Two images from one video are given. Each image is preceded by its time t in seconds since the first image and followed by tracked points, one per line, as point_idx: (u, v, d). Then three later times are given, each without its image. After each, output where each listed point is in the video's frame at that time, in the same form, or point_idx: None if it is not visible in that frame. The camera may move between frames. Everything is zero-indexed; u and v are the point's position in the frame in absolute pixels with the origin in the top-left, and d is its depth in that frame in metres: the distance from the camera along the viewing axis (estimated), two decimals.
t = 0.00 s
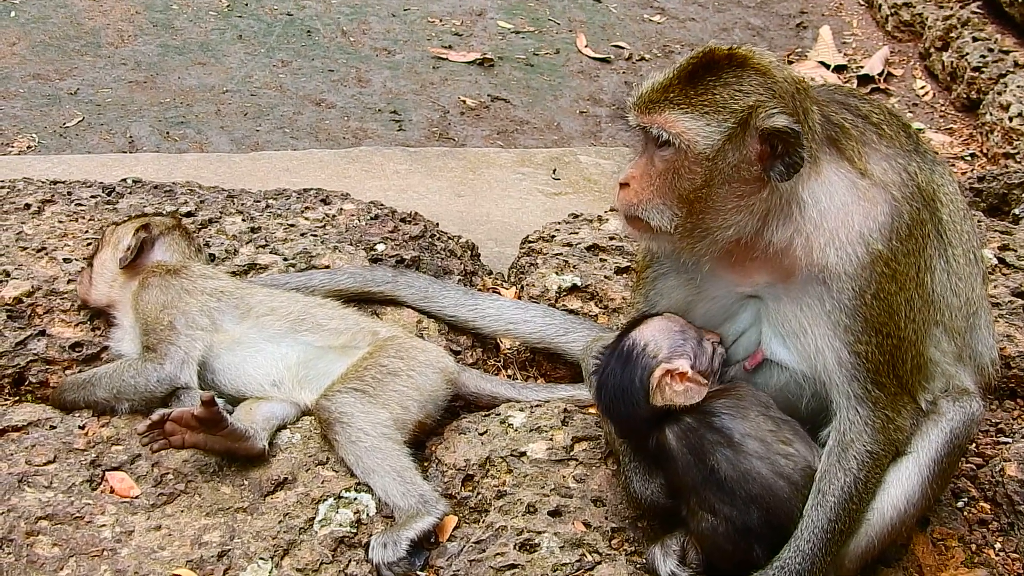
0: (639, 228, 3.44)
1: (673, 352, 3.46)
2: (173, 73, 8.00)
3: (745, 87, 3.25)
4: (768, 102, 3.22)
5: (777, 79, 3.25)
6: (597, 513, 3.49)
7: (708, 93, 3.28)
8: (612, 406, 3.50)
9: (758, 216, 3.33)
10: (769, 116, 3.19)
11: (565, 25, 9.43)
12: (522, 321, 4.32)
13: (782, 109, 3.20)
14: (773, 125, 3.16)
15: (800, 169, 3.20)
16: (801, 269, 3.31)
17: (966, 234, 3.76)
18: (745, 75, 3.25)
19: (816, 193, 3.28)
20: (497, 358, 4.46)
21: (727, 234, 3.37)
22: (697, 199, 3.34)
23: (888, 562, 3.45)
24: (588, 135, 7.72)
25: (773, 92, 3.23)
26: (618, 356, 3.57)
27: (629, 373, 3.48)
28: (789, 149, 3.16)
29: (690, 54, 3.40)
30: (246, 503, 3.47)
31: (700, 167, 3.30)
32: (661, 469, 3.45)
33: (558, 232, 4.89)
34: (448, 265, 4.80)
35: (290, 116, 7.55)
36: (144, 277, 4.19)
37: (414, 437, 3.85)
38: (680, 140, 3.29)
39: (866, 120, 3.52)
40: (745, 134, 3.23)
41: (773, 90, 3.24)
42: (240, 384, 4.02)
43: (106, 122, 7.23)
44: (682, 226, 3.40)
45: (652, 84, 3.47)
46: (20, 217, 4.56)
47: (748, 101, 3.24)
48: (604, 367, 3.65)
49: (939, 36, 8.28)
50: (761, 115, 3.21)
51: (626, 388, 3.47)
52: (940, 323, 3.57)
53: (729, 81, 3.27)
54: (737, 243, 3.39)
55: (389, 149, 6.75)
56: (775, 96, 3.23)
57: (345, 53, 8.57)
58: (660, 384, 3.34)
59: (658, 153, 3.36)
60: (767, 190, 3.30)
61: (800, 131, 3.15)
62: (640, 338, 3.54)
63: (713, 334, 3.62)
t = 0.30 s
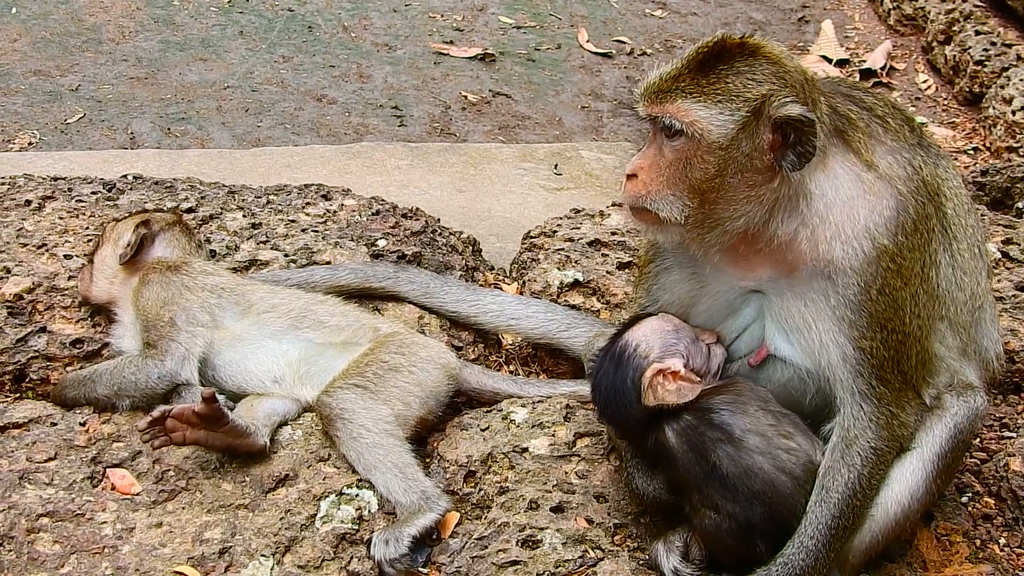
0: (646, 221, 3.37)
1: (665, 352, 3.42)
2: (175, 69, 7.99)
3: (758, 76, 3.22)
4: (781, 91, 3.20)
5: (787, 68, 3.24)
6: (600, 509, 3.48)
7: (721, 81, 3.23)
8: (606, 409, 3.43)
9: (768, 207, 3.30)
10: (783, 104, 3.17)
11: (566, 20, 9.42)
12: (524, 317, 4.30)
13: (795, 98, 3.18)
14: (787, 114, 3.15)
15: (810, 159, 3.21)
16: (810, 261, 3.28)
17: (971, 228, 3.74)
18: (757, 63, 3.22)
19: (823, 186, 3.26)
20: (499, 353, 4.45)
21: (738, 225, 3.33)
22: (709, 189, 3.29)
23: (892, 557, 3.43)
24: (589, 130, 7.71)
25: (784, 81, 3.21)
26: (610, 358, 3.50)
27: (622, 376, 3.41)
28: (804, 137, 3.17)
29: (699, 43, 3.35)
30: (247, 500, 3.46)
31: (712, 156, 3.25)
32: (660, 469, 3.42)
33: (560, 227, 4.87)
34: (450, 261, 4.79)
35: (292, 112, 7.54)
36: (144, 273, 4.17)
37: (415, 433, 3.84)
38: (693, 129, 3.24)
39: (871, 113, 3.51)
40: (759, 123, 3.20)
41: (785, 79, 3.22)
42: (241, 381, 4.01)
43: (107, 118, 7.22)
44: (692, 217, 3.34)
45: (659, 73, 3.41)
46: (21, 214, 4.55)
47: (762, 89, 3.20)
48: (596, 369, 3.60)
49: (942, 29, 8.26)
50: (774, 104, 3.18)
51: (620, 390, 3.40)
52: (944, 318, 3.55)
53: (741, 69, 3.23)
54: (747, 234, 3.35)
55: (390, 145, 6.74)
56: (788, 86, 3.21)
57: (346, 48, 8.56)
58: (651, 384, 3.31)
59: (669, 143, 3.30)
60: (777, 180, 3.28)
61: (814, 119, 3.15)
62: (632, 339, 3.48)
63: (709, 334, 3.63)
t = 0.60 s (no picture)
0: (661, 222, 3.31)
1: (670, 346, 3.43)
2: (181, 64, 7.99)
3: (770, 70, 3.18)
4: (794, 85, 3.16)
5: (797, 62, 3.21)
6: (608, 504, 3.47)
7: (734, 78, 3.19)
8: (614, 407, 3.44)
9: (782, 203, 3.26)
10: (797, 98, 3.13)
11: (573, 14, 9.40)
12: (532, 312, 4.29)
13: (808, 91, 3.15)
14: (803, 109, 3.10)
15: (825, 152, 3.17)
16: (821, 257, 3.26)
17: (981, 222, 3.72)
18: (768, 58, 3.19)
19: (833, 180, 3.24)
20: (507, 349, 4.44)
21: (754, 221, 3.29)
22: (725, 187, 3.24)
23: (902, 553, 3.42)
24: (596, 125, 7.69)
25: (796, 74, 3.18)
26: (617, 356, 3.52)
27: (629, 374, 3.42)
28: (819, 131, 3.12)
29: (705, 40, 3.31)
30: (256, 496, 3.46)
31: (728, 153, 3.20)
32: (667, 466, 3.37)
33: (568, 222, 4.86)
34: (458, 256, 4.78)
35: (298, 107, 7.53)
36: (152, 269, 4.18)
37: (423, 428, 3.83)
38: (708, 128, 3.18)
39: (880, 106, 3.49)
40: (773, 118, 3.16)
41: (796, 72, 3.18)
42: (249, 375, 4.00)
43: (114, 114, 7.21)
44: (708, 216, 3.29)
45: (667, 73, 3.35)
46: (28, 210, 4.55)
47: (775, 84, 3.16)
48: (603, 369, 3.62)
49: (950, 22, 8.23)
50: (789, 98, 3.14)
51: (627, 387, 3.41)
52: (955, 313, 3.54)
53: (752, 65, 3.19)
54: (762, 230, 3.31)
55: (396, 140, 6.73)
56: (800, 79, 3.17)
57: (352, 43, 8.55)
58: (656, 376, 3.32)
59: (683, 141, 3.25)
60: (791, 175, 3.24)
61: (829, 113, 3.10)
62: (637, 335, 3.51)
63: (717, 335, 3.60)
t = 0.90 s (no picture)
0: (682, 219, 3.29)
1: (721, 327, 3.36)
2: (196, 60, 8.00)
3: (790, 65, 3.17)
4: (813, 80, 3.15)
5: (816, 57, 3.21)
6: (623, 500, 3.46)
7: (755, 74, 3.17)
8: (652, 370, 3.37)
9: (804, 199, 3.24)
10: (818, 94, 3.12)
11: (588, 10, 9.39)
12: (548, 308, 4.28)
13: (828, 86, 3.14)
14: (823, 103, 3.08)
15: (846, 146, 3.16)
16: (838, 253, 3.26)
17: (997, 218, 3.70)
18: (788, 53, 3.18)
19: (851, 176, 3.23)
20: (522, 344, 4.43)
21: (776, 218, 3.27)
22: (748, 184, 3.22)
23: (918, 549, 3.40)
24: (611, 121, 7.67)
25: (815, 69, 3.18)
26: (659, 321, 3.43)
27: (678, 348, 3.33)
28: (840, 126, 3.10)
29: (722, 37, 3.29)
30: (270, 491, 3.46)
31: (750, 150, 3.18)
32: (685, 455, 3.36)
33: (583, 217, 4.85)
34: (473, 251, 4.77)
35: (314, 102, 7.54)
36: (167, 264, 4.19)
37: (438, 424, 3.83)
38: (730, 125, 3.17)
39: (896, 102, 3.47)
40: (795, 114, 3.14)
41: (815, 68, 3.18)
42: (264, 371, 4.01)
43: (129, 110, 7.23)
44: (729, 214, 3.27)
45: (684, 70, 3.33)
46: (44, 205, 4.56)
47: (796, 80, 3.15)
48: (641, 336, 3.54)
49: (966, 17, 8.20)
50: (810, 93, 3.13)
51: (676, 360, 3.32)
52: (971, 310, 3.52)
53: (773, 61, 3.18)
54: (783, 227, 3.29)
55: (411, 135, 6.73)
56: (818, 74, 3.17)
57: (367, 39, 8.56)
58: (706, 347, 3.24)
59: (704, 139, 3.23)
60: (812, 171, 3.22)
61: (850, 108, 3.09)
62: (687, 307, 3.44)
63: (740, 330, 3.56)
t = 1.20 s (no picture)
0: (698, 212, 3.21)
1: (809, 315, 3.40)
2: (203, 56, 8.02)
3: (807, 56, 3.13)
4: (829, 71, 3.13)
5: (831, 47, 3.19)
6: (629, 495, 3.46)
7: (773, 65, 3.12)
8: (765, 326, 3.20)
9: (818, 189, 3.23)
10: (835, 85, 3.11)
11: (595, 6, 9.39)
12: (554, 303, 4.26)
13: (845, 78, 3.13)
14: (842, 94, 3.09)
15: (860, 136, 3.17)
16: (846, 245, 3.26)
17: (1004, 210, 3.69)
18: (805, 43, 3.14)
19: (861, 167, 3.23)
20: (528, 340, 4.42)
21: (791, 209, 3.24)
22: (766, 175, 3.17)
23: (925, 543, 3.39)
24: (618, 116, 7.67)
25: (830, 60, 3.16)
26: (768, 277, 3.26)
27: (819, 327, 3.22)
28: (856, 117, 3.12)
29: (734, 28, 3.23)
30: (276, 486, 3.45)
31: (770, 142, 3.13)
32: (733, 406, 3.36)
33: (589, 213, 4.85)
34: (479, 247, 4.77)
35: (320, 98, 7.54)
36: (173, 259, 4.20)
37: (444, 419, 3.83)
38: (751, 117, 3.11)
39: (905, 94, 3.47)
40: (813, 105, 3.11)
41: (830, 59, 3.16)
42: (270, 367, 4.02)
43: (136, 105, 7.24)
44: (746, 206, 3.21)
45: (697, 62, 3.25)
46: (51, 201, 4.57)
47: (814, 70, 3.12)
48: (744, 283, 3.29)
49: (973, 13, 8.20)
50: (827, 84, 3.11)
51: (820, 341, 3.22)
52: (977, 301, 3.51)
53: (790, 51, 3.14)
54: (797, 218, 3.26)
55: (417, 131, 6.73)
56: (833, 64, 3.16)
57: (373, 35, 8.56)
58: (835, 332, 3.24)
59: (722, 131, 3.16)
60: (827, 161, 3.21)
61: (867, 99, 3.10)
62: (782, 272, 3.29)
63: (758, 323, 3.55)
